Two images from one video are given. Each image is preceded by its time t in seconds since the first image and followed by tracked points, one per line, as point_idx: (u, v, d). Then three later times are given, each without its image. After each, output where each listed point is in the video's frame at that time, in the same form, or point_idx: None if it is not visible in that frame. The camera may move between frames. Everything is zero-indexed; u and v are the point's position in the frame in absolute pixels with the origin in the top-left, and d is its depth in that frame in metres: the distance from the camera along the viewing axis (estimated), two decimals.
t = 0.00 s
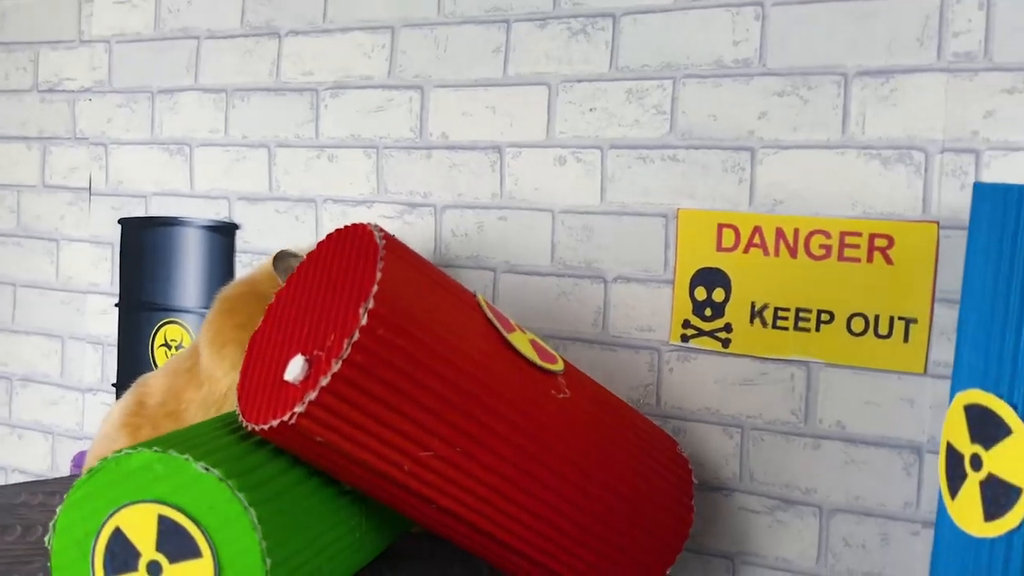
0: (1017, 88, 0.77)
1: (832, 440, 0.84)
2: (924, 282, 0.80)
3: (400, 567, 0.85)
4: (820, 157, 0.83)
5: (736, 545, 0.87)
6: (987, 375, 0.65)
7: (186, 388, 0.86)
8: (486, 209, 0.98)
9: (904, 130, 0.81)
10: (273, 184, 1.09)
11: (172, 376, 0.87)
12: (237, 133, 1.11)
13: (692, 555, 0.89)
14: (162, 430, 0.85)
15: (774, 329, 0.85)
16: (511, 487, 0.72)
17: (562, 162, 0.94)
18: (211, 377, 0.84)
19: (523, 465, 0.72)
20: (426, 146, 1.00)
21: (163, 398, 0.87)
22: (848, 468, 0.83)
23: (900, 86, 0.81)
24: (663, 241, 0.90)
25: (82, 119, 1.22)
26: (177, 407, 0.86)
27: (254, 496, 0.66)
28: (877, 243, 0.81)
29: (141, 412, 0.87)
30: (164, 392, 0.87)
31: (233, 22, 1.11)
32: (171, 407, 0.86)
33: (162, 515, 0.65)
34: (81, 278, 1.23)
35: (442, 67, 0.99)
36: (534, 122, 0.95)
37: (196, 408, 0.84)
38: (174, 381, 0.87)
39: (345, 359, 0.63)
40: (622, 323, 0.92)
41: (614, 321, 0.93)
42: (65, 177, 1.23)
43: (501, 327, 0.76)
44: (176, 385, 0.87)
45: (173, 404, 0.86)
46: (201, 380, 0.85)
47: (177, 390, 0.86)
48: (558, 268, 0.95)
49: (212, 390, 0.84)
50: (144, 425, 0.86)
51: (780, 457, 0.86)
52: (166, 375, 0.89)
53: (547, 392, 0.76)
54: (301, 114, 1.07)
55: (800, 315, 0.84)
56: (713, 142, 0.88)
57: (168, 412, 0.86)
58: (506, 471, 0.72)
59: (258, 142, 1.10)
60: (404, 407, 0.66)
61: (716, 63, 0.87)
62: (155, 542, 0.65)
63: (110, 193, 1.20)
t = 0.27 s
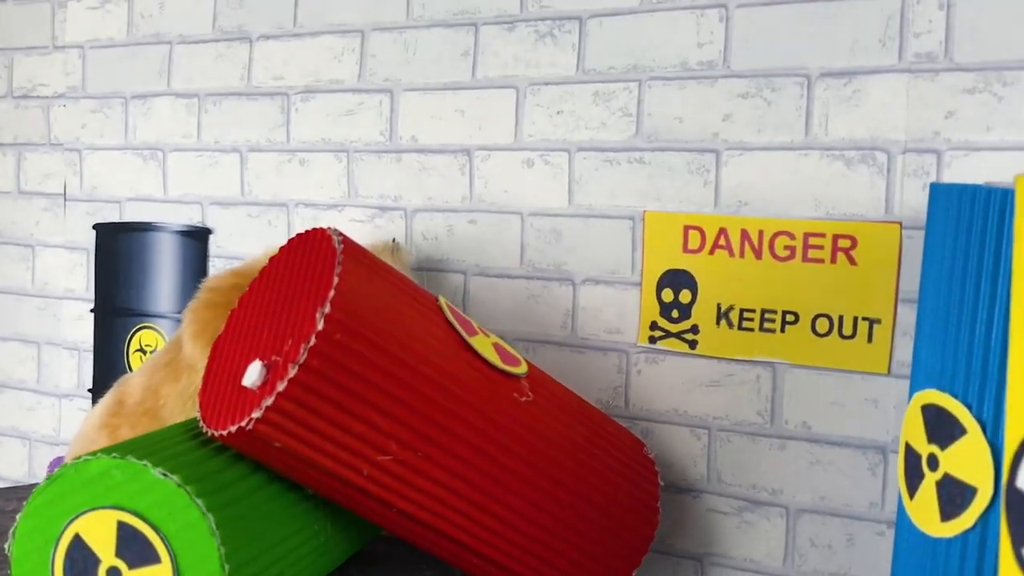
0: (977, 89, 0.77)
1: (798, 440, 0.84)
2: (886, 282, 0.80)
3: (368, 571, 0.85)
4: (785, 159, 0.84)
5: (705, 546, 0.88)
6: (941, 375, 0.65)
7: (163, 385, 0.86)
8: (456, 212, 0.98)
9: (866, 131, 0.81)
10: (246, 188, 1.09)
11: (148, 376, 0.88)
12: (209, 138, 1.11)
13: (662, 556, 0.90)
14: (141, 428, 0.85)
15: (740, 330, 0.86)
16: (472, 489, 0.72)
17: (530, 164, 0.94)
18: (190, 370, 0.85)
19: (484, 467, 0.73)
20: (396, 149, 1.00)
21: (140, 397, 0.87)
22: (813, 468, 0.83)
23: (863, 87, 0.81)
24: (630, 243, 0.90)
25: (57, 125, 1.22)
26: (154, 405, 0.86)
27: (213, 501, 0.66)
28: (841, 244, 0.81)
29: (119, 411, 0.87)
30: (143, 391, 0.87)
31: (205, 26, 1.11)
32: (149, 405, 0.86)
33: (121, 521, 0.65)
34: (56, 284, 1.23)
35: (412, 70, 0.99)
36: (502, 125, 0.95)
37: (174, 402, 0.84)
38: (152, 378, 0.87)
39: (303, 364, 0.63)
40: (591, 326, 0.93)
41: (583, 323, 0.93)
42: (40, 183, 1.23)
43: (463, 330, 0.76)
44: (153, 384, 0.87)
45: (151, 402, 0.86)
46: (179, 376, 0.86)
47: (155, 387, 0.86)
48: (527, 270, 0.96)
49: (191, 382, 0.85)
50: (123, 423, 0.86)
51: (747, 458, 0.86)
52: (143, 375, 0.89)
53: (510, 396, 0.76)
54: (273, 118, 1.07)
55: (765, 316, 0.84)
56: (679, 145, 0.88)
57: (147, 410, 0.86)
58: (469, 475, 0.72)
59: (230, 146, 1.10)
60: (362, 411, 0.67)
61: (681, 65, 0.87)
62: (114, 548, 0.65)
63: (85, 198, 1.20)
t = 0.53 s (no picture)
0: (947, 90, 0.77)
1: (771, 441, 0.84)
2: (858, 283, 0.80)
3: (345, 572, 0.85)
4: (757, 160, 0.84)
5: (681, 547, 0.88)
6: (906, 375, 0.65)
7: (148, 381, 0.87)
8: (434, 215, 0.99)
9: (838, 133, 0.81)
10: (226, 192, 1.10)
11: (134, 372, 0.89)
12: (190, 141, 1.12)
13: (639, 557, 0.90)
14: (127, 425, 0.86)
15: (714, 331, 0.86)
16: (444, 491, 0.73)
17: (507, 167, 0.95)
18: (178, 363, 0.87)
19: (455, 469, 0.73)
20: (374, 152, 1.01)
21: (126, 394, 0.88)
22: (787, 468, 0.83)
23: (834, 88, 0.81)
24: (606, 245, 0.91)
25: (40, 129, 1.22)
26: (139, 401, 0.87)
27: (182, 504, 0.65)
28: (813, 245, 0.82)
29: (105, 408, 0.88)
30: (128, 388, 0.88)
31: (186, 31, 1.12)
32: (134, 401, 0.87)
33: (90, 525, 0.64)
34: (40, 288, 1.23)
35: (389, 74, 1.00)
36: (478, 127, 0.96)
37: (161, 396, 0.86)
38: (138, 375, 0.88)
39: (270, 366, 0.64)
40: (568, 327, 0.93)
41: (560, 325, 0.94)
42: (24, 187, 1.24)
43: (434, 333, 0.76)
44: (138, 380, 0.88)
45: (137, 398, 0.87)
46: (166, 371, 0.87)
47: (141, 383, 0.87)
48: (505, 272, 0.96)
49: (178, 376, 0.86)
50: (110, 421, 0.87)
51: (721, 459, 0.86)
52: (127, 373, 0.90)
53: (481, 398, 0.76)
54: (253, 122, 1.08)
55: (739, 317, 0.85)
56: (653, 147, 0.88)
57: (134, 406, 0.87)
58: (440, 477, 0.72)
59: (211, 150, 1.11)
60: (331, 413, 0.67)
61: (654, 68, 0.88)
62: (84, 551, 0.65)
63: (68, 202, 1.21)
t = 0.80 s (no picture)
0: (935, 105, 0.78)
1: (762, 454, 0.85)
2: (847, 296, 0.81)
3: None
4: (748, 175, 0.85)
5: (673, 559, 0.88)
6: (893, 391, 0.66)
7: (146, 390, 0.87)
8: (427, 228, 0.99)
9: (826, 147, 0.82)
10: (221, 206, 1.10)
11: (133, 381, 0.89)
12: (186, 155, 1.13)
13: (633, 569, 0.90)
14: (125, 434, 0.86)
15: (705, 344, 0.86)
16: (435, 507, 0.73)
17: (499, 181, 0.95)
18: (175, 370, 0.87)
19: (446, 485, 0.73)
20: (368, 166, 1.01)
21: (124, 402, 0.88)
22: (778, 481, 0.84)
23: (822, 103, 0.82)
24: (598, 258, 0.91)
25: (36, 142, 1.23)
26: (138, 410, 0.87)
27: (173, 520, 0.64)
28: (802, 259, 0.82)
29: (104, 417, 0.88)
30: (127, 397, 0.89)
31: (181, 45, 1.13)
32: (132, 410, 0.87)
33: (83, 541, 0.64)
34: (37, 300, 1.24)
35: (383, 88, 1.00)
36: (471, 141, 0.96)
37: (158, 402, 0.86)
38: (137, 385, 0.89)
39: (260, 383, 0.64)
40: (561, 340, 0.94)
41: (552, 338, 0.94)
42: (21, 201, 1.24)
43: (425, 348, 0.77)
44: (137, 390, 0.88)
45: (135, 408, 0.87)
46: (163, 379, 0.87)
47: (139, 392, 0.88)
48: (498, 286, 0.96)
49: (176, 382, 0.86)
50: (108, 430, 0.87)
51: (713, 471, 0.87)
52: (127, 383, 0.90)
53: (472, 413, 0.77)
54: (248, 136, 1.08)
55: (730, 330, 0.85)
56: (644, 161, 0.89)
57: (132, 415, 0.87)
58: (431, 492, 0.73)
59: (206, 164, 1.11)
60: (321, 430, 0.68)
61: (645, 83, 0.89)
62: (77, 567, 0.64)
63: (65, 216, 1.21)
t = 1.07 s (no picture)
0: (920, 116, 0.78)
1: (751, 463, 0.85)
2: (834, 306, 0.81)
3: None
4: (736, 186, 0.85)
5: (663, 569, 0.89)
6: (877, 401, 0.66)
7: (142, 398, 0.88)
8: (418, 238, 0.99)
9: (813, 158, 0.82)
10: (214, 216, 1.11)
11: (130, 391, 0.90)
12: (179, 165, 1.13)
13: None
14: (120, 442, 0.86)
15: (694, 354, 0.87)
16: (425, 518, 0.73)
17: (490, 191, 0.96)
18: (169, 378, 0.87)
19: (436, 496, 0.74)
20: (360, 176, 1.02)
21: (122, 412, 0.89)
22: (767, 490, 0.84)
23: (809, 114, 0.82)
24: (587, 268, 0.92)
25: (31, 152, 1.24)
26: (133, 419, 0.88)
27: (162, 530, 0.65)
28: (790, 269, 0.83)
29: (101, 426, 0.89)
30: (124, 405, 0.89)
31: (174, 56, 1.13)
32: (128, 419, 0.88)
33: (73, 553, 0.64)
34: (31, 310, 1.24)
35: (374, 99, 1.01)
36: (461, 152, 0.97)
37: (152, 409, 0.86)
38: (133, 394, 0.89)
39: (248, 396, 0.65)
40: (551, 349, 0.94)
41: (543, 348, 0.95)
42: (15, 211, 1.25)
43: (414, 359, 0.77)
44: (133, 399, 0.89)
45: (131, 416, 0.88)
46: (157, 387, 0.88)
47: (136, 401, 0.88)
48: (489, 295, 0.97)
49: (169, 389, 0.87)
50: (105, 438, 0.87)
51: (703, 481, 0.87)
52: (124, 392, 0.91)
53: (462, 423, 0.77)
54: (240, 146, 1.09)
55: (718, 340, 0.86)
56: (634, 172, 0.89)
57: (128, 424, 0.87)
58: (420, 503, 0.73)
59: (199, 174, 1.12)
60: (310, 441, 0.68)
61: (634, 94, 0.89)
62: None
63: (59, 226, 1.22)
